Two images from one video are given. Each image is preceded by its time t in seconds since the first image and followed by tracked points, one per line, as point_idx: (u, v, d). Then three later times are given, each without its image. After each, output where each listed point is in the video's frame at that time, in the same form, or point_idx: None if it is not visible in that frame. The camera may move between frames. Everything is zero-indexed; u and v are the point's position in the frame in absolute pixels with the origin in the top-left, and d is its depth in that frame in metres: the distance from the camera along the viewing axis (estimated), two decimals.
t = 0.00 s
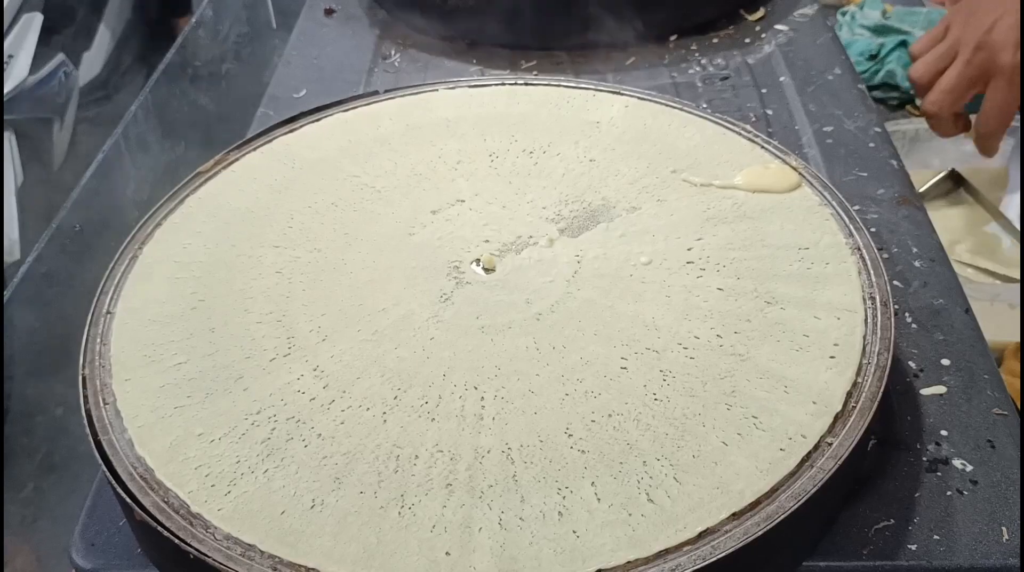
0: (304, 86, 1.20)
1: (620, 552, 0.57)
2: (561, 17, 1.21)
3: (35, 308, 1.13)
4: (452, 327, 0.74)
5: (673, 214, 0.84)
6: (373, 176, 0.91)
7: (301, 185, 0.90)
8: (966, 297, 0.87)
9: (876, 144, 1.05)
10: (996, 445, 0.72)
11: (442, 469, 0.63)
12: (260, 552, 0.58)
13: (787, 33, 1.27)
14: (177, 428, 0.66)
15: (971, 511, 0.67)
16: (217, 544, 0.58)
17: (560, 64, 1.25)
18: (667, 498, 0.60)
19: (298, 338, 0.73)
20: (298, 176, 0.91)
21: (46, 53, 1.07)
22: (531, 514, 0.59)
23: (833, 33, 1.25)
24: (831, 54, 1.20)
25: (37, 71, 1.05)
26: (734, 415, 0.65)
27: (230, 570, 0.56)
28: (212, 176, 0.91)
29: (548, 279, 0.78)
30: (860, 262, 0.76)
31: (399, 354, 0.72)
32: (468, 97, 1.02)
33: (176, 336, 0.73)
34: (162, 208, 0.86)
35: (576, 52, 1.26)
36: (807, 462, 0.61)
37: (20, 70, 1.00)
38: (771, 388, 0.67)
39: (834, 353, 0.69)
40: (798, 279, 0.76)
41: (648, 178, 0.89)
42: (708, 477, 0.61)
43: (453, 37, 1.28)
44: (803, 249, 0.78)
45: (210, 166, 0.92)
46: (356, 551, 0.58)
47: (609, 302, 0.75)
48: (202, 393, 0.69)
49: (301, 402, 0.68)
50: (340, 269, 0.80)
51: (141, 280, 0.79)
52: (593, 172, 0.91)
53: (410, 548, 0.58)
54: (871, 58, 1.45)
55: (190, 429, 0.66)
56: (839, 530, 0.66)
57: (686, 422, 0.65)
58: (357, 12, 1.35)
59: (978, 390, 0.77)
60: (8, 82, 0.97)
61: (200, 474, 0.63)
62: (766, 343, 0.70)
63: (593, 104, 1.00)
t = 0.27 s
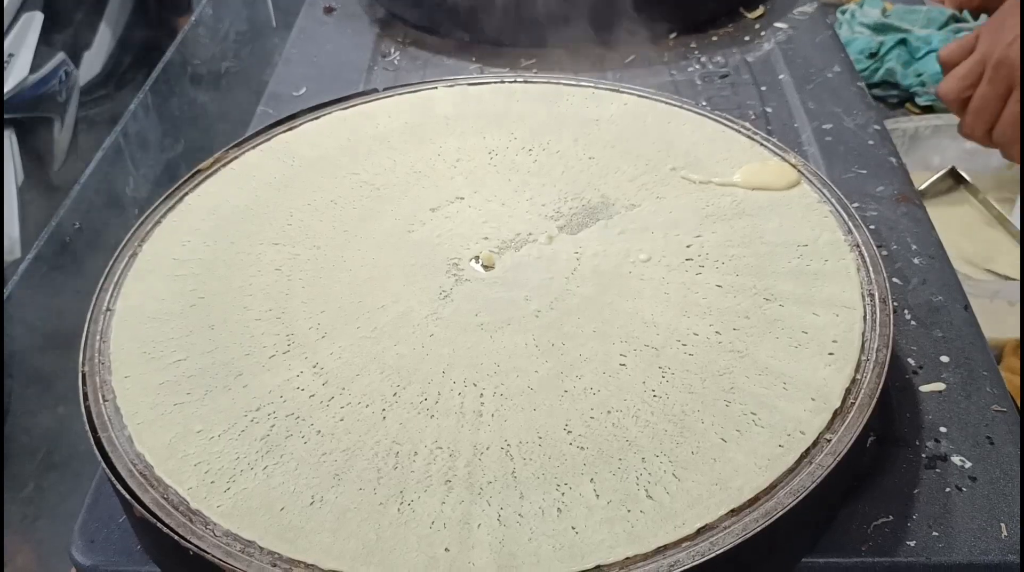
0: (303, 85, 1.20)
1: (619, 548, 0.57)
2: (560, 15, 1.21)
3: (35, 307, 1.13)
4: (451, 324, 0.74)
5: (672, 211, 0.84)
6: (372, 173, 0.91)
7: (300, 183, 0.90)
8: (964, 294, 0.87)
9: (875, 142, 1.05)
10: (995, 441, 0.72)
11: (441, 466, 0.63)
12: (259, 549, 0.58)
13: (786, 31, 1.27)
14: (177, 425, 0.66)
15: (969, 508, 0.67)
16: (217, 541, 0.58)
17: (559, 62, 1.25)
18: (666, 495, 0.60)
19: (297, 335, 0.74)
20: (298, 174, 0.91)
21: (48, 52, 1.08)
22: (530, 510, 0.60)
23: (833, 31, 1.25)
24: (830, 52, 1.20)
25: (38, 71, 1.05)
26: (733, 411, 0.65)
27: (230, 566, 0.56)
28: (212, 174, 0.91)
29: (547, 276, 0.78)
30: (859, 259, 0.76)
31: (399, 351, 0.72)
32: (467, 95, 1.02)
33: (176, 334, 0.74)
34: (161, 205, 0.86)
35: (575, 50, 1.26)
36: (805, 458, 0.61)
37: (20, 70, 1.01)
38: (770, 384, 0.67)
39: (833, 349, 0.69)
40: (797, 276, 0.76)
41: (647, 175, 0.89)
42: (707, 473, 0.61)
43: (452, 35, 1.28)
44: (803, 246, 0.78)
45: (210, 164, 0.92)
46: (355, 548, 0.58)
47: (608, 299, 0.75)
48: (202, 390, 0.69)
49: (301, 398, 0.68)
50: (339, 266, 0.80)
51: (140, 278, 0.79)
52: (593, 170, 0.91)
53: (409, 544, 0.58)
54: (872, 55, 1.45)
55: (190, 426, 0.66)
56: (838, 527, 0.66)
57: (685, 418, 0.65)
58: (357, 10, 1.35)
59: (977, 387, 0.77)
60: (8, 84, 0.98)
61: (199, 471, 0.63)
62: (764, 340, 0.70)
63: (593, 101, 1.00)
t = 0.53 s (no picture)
0: (305, 83, 1.20)
1: (622, 543, 0.57)
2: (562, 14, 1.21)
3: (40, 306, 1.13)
4: (454, 321, 0.74)
5: (674, 209, 0.84)
6: (374, 171, 0.92)
7: (303, 181, 0.90)
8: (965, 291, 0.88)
9: (876, 140, 1.05)
10: (996, 437, 0.72)
11: (444, 462, 0.63)
12: (264, 544, 0.58)
13: (787, 30, 1.27)
14: (181, 422, 0.67)
15: (971, 503, 0.68)
16: (221, 536, 0.59)
17: (561, 61, 1.25)
18: (668, 491, 0.60)
19: (300, 332, 0.74)
20: (300, 172, 0.92)
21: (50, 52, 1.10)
22: (533, 506, 0.60)
23: (834, 29, 1.25)
24: (831, 51, 1.20)
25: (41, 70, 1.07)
26: (735, 408, 0.65)
27: (235, 562, 0.57)
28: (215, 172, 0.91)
29: (549, 274, 0.78)
30: (860, 256, 0.76)
31: (402, 348, 0.72)
32: (470, 93, 1.02)
33: (180, 331, 0.74)
34: (165, 204, 0.87)
35: (577, 49, 1.27)
36: (807, 454, 0.62)
37: (22, 70, 1.03)
38: (772, 381, 0.67)
39: (835, 346, 0.69)
40: (799, 274, 0.76)
41: (649, 173, 0.89)
42: (709, 469, 0.61)
43: (454, 34, 1.28)
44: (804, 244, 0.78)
45: (213, 162, 0.92)
46: (359, 543, 0.58)
47: (610, 296, 0.76)
48: (206, 387, 0.69)
49: (305, 395, 0.69)
50: (342, 264, 0.81)
51: (144, 276, 0.79)
52: (594, 168, 0.91)
53: (413, 540, 0.58)
54: (875, 53, 1.48)
55: (194, 423, 0.66)
56: (840, 523, 0.66)
57: (688, 415, 0.65)
58: (359, 9, 1.35)
59: (977, 383, 0.77)
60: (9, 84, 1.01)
61: (204, 467, 0.63)
62: (766, 337, 0.71)
63: (594, 100, 1.00)
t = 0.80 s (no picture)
0: (306, 82, 1.21)
1: (622, 538, 0.57)
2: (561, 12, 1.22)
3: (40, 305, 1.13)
4: (455, 318, 0.74)
5: (673, 207, 0.85)
6: (375, 169, 0.92)
7: (304, 178, 0.91)
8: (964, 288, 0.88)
9: (875, 138, 1.05)
10: (994, 434, 0.73)
11: (445, 458, 0.63)
12: (265, 540, 0.58)
13: (786, 28, 1.27)
14: (182, 418, 0.67)
15: (969, 499, 0.68)
16: (223, 532, 0.59)
17: (561, 59, 1.25)
18: (668, 487, 0.60)
19: (301, 329, 0.74)
20: (301, 170, 0.92)
21: (51, 50, 1.12)
22: (533, 502, 0.60)
23: (833, 28, 1.26)
24: (830, 49, 1.21)
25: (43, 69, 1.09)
26: (734, 404, 0.66)
27: (236, 557, 0.57)
28: (216, 170, 0.92)
29: (549, 271, 0.79)
30: (859, 253, 0.77)
31: (402, 345, 0.72)
32: (469, 92, 1.02)
33: (181, 328, 0.74)
34: (165, 202, 0.87)
35: (577, 48, 1.27)
36: (805, 450, 0.62)
37: (22, 70, 1.05)
38: (770, 377, 0.67)
39: (833, 343, 0.69)
40: (798, 271, 0.76)
41: (648, 171, 0.89)
42: (707, 465, 0.62)
43: (455, 32, 1.28)
44: (803, 242, 0.79)
45: (214, 160, 0.92)
46: (359, 538, 0.58)
47: (609, 293, 0.76)
48: (207, 384, 0.69)
49: (306, 392, 0.69)
50: (343, 262, 0.81)
51: (145, 273, 0.79)
52: (594, 166, 0.91)
53: (413, 535, 0.58)
54: (874, 54, 1.48)
55: (195, 419, 0.67)
56: (838, 519, 0.67)
57: (687, 411, 0.66)
58: (359, 8, 1.35)
59: (976, 380, 0.77)
60: (9, 84, 1.03)
61: (205, 463, 0.64)
62: (766, 335, 0.71)
63: (594, 98, 1.01)
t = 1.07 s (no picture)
0: (307, 82, 1.21)
1: (623, 537, 0.57)
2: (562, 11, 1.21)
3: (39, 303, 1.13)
4: (456, 318, 0.74)
5: (674, 206, 0.85)
6: (375, 168, 0.92)
7: (305, 177, 0.91)
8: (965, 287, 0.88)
9: (876, 137, 1.05)
10: (996, 433, 0.73)
11: (446, 457, 0.63)
12: (267, 539, 0.59)
13: (787, 27, 1.27)
14: (183, 418, 0.67)
15: (970, 498, 0.68)
16: (224, 532, 0.59)
17: (562, 59, 1.25)
18: (669, 486, 0.60)
19: (302, 329, 0.74)
20: (301, 170, 0.92)
21: (51, 50, 1.13)
22: (535, 501, 0.60)
23: (834, 27, 1.26)
24: (831, 48, 1.21)
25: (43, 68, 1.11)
26: (735, 403, 0.66)
27: (238, 557, 0.57)
28: (217, 170, 0.92)
29: (550, 270, 0.79)
30: (860, 252, 0.77)
31: (403, 344, 0.72)
32: (470, 91, 1.02)
33: (182, 328, 0.74)
34: (166, 201, 0.87)
35: (578, 47, 1.27)
36: (807, 449, 0.62)
37: (23, 69, 1.07)
38: (772, 376, 0.67)
39: (835, 342, 0.69)
40: (799, 270, 0.76)
41: (648, 170, 0.89)
42: (709, 464, 0.62)
43: (455, 31, 1.28)
44: (804, 242, 0.79)
45: (215, 160, 0.92)
46: (361, 537, 0.58)
47: (611, 293, 0.76)
48: (208, 384, 0.69)
49: (307, 391, 0.69)
50: (344, 262, 0.81)
51: (146, 273, 0.79)
52: (594, 165, 0.91)
53: (415, 534, 0.58)
54: (874, 53, 1.48)
55: (197, 419, 0.67)
56: (840, 518, 0.67)
57: (688, 410, 0.66)
58: (360, 7, 1.35)
59: (978, 379, 0.77)
60: (9, 85, 1.05)
61: (207, 463, 0.64)
62: (767, 334, 0.71)
63: (595, 97, 1.00)
